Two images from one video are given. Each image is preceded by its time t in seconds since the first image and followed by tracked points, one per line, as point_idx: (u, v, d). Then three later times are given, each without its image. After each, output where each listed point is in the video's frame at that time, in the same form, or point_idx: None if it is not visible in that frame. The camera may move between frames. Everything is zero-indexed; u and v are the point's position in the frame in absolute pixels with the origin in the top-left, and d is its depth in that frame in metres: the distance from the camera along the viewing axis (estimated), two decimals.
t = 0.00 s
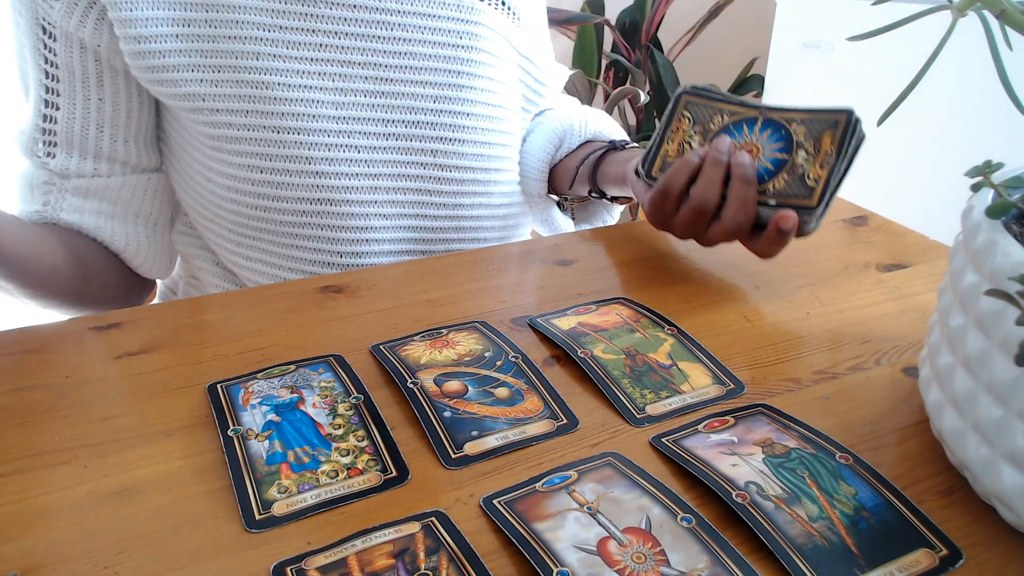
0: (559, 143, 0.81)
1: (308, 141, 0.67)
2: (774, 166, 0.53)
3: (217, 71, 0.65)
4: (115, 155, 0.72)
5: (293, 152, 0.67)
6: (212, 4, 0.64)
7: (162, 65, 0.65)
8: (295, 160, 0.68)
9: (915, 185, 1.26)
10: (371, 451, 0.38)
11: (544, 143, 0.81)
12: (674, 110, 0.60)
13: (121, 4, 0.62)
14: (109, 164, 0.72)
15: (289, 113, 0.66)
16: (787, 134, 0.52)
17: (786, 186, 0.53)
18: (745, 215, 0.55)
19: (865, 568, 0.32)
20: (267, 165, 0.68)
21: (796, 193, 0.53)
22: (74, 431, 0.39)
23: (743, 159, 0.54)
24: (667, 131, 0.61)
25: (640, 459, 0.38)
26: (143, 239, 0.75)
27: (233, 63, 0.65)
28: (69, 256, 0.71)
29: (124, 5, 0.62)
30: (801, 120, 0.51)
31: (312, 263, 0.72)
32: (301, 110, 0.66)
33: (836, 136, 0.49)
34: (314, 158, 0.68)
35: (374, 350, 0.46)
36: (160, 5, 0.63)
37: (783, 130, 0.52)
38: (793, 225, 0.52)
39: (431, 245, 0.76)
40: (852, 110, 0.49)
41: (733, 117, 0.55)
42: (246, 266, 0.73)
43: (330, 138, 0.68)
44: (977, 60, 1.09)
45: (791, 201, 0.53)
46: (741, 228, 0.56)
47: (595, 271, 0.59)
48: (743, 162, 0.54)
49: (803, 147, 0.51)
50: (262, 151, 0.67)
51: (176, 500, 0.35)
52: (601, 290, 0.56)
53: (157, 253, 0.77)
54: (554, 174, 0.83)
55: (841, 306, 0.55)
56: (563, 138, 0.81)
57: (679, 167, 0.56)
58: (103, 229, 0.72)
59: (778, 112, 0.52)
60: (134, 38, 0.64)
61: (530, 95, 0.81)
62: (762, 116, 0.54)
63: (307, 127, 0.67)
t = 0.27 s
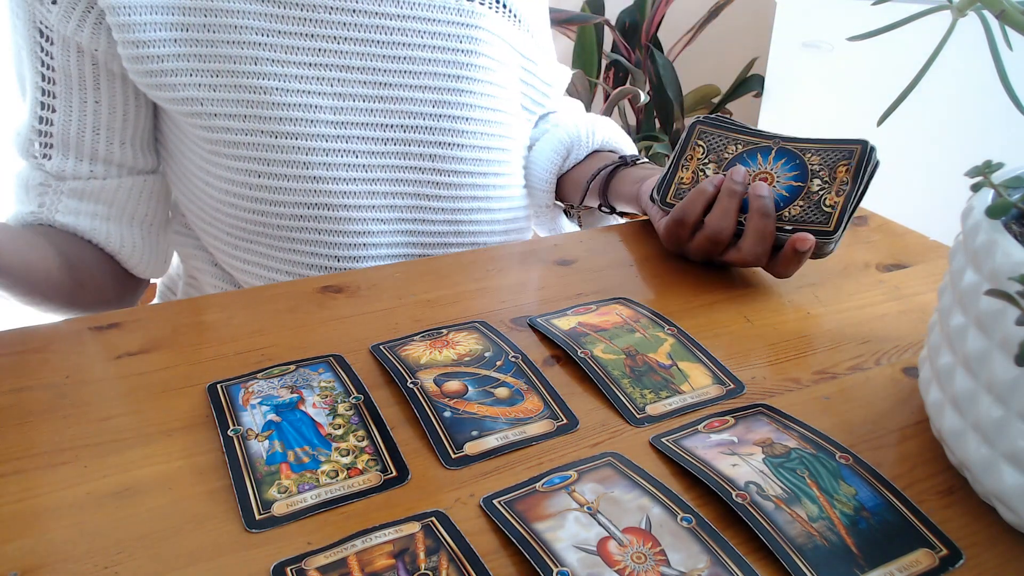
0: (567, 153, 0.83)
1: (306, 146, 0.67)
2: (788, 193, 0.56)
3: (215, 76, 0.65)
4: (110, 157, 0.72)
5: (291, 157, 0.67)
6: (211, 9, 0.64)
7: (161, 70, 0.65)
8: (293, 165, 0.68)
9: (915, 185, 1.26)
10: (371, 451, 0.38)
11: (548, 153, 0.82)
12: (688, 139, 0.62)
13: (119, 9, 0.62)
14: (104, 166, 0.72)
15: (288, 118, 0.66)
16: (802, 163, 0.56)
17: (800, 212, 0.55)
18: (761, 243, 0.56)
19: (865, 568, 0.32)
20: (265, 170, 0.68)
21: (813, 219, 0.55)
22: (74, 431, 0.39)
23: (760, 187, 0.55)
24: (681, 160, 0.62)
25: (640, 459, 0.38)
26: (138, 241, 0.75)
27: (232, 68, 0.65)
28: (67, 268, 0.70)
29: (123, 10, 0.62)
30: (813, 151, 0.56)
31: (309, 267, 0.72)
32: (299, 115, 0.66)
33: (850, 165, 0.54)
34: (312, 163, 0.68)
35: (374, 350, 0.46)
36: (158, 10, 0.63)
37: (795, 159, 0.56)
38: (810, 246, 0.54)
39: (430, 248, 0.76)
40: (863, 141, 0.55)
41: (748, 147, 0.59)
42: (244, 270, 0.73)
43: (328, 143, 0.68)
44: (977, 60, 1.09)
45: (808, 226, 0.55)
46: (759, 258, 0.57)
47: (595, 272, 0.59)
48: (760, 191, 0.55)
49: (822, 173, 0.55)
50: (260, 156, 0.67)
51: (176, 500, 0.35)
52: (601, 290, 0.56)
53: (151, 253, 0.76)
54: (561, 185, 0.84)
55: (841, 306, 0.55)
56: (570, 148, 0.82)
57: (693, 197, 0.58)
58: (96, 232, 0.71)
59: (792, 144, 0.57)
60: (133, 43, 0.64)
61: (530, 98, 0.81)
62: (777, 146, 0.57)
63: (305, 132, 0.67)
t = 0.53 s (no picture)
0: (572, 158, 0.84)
1: (308, 147, 0.67)
2: (840, 191, 0.59)
3: (217, 77, 0.65)
4: (125, 162, 0.73)
5: (293, 158, 0.67)
6: (213, 11, 0.64)
7: (163, 72, 0.65)
8: (295, 166, 0.67)
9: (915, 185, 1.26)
10: (371, 451, 0.38)
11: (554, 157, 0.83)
12: (726, 147, 0.61)
13: (121, 12, 0.62)
14: (117, 170, 0.72)
15: (290, 119, 0.66)
16: (842, 162, 0.60)
17: (860, 209, 0.58)
18: (835, 241, 0.57)
19: (865, 568, 0.32)
20: (267, 171, 0.68)
21: (876, 214, 0.58)
22: (74, 431, 0.39)
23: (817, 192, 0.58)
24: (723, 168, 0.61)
25: (640, 459, 0.38)
26: (153, 244, 0.75)
27: (234, 70, 0.65)
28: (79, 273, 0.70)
29: (125, 13, 0.62)
30: (851, 150, 0.60)
31: (311, 268, 0.71)
32: (301, 116, 0.66)
33: (892, 161, 0.59)
34: (314, 163, 0.68)
35: (374, 350, 0.46)
36: (160, 12, 0.63)
37: (835, 159, 0.60)
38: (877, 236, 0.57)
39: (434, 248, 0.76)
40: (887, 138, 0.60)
41: (783, 150, 0.61)
42: (247, 271, 0.73)
43: (330, 144, 0.68)
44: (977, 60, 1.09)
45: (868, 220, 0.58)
46: (831, 257, 0.58)
47: (595, 271, 0.59)
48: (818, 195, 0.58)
49: (867, 171, 0.59)
50: (262, 158, 0.67)
51: (176, 500, 0.34)
52: (601, 290, 0.56)
53: (167, 257, 0.77)
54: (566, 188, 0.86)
55: (841, 306, 0.55)
56: (576, 153, 0.84)
57: (757, 203, 0.58)
58: (114, 239, 0.71)
59: (827, 145, 0.61)
60: (134, 45, 0.64)
61: (534, 99, 0.81)
62: (811, 147, 0.61)
63: (307, 133, 0.67)
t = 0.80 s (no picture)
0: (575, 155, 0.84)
1: (302, 148, 0.67)
2: (859, 181, 0.61)
3: (211, 77, 0.65)
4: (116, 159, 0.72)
5: (287, 158, 0.67)
6: (208, 11, 0.64)
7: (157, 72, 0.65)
8: (289, 166, 0.68)
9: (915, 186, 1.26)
10: (371, 451, 0.38)
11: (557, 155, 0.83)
12: (749, 138, 0.61)
13: (117, 12, 0.62)
14: (112, 168, 0.73)
15: (284, 119, 0.66)
16: (858, 151, 0.61)
17: (879, 198, 0.60)
18: (859, 231, 0.59)
19: (865, 568, 0.32)
20: (261, 171, 0.68)
21: (894, 203, 0.60)
22: (74, 431, 0.39)
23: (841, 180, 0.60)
24: (748, 161, 0.61)
25: (640, 459, 0.38)
26: (146, 242, 0.75)
27: (228, 70, 0.65)
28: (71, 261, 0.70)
29: (120, 13, 0.62)
30: (866, 139, 0.61)
31: (305, 268, 0.71)
32: (295, 117, 0.66)
33: (905, 150, 0.60)
34: (308, 164, 0.68)
35: (374, 350, 0.47)
36: (154, 11, 0.63)
37: (851, 148, 0.61)
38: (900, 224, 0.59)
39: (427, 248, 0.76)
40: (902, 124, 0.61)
41: (802, 139, 0.62)
42: (241, 271, 0.73)
43: (324, 144, 0.68)
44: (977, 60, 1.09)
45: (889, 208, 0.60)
46: (856, 246, 0.60)
47: (596, 272, 0.59)
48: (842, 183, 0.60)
49: (883, 160, 0.61)
50: (256, 157, 0.67)
51: (177, 500, 0.35)
52: (601, 291, 0.57)
53: (158, 256, 0.77)
54: (571, 186, 0.86)
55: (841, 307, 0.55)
56: (580, 150, 0.84)
57: (787, 200, 0.59)
58: (105, 234, 0.71)
59: (843, 134, 0.62)
60: (129, 44, 0.64)
61: (534, 101, 0.82)
62: (827, 136, 0.62)
63: (301, 133, 0.67)
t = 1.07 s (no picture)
0: (586, 156, 0.85)
1: (300, 143, 0.67)
2: (874, 182, 0.61)
3: (209, 74, 0.65)
4: (107, 158, 0.72)
5: (286, 154, 0.67)
6: (205, 8, 0.64)
7: (154, 69, 0.65)
8: (287, 162, 0.67)
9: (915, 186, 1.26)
10: (371, 451, 0.38)
11: (568, 157, 0.84)
12: (766, 143, 0.61)
13: (114, 9, 0.62)
14: (102, 168, 0.72)
15: (282, 115, 0.66)
16: (872, 153, 0.62)
17: (896, 199, 0.60)
18: (877, 235, 0.60)
19: (865, 568, 0.32)
20: (260, 168, 0.68)
21: (911, 203, 0.60)
22: (74, 431, 0.39)
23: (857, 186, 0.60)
24: (766, 166, 0.62)
25: (640, 459, 0.38)
26: (134, 245, 0.74)
27: (226, 66, 0.65)
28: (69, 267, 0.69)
29: (117, 10, 0.62)
30: (878, 141, 0.62)
31: (304, 265, 0.71)
32: (293, 112, 0.66)
33: (917, 150, 0.61)
34: (306, 159, 0.68)
35: (374, 350, 0.46)
36: (152, 9, 0.63)
37: (864, 151, 0.62)
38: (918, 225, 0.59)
39: (426, 245, 0.76)
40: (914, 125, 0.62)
41: (816, 144, 0.62)
42: (241, 269, 0.73)
43: (322, 140, 0.68)
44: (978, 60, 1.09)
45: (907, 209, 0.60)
46: (874, 249, 0.60)
47: (595, 272, 0.59)
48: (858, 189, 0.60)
49: (897, 160, 0.61)
50: (254, 154, 0.67)
51: (176, 500, 0.35)
52: (601, 290, 0.56)
53: (149, 255, 0.76)
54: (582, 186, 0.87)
55: (841, 306, 0.55)
56: (590, 151, 0.85)
57: (805, 215, 0.59)
58: (93, 236, 0.70)
59: (855, 137, 0.62)
60: (125, 42, 0.64)
61: (534, 97, 0.82)
62: (840, 139, 0.62)
63: (299, 129, 0.67)
